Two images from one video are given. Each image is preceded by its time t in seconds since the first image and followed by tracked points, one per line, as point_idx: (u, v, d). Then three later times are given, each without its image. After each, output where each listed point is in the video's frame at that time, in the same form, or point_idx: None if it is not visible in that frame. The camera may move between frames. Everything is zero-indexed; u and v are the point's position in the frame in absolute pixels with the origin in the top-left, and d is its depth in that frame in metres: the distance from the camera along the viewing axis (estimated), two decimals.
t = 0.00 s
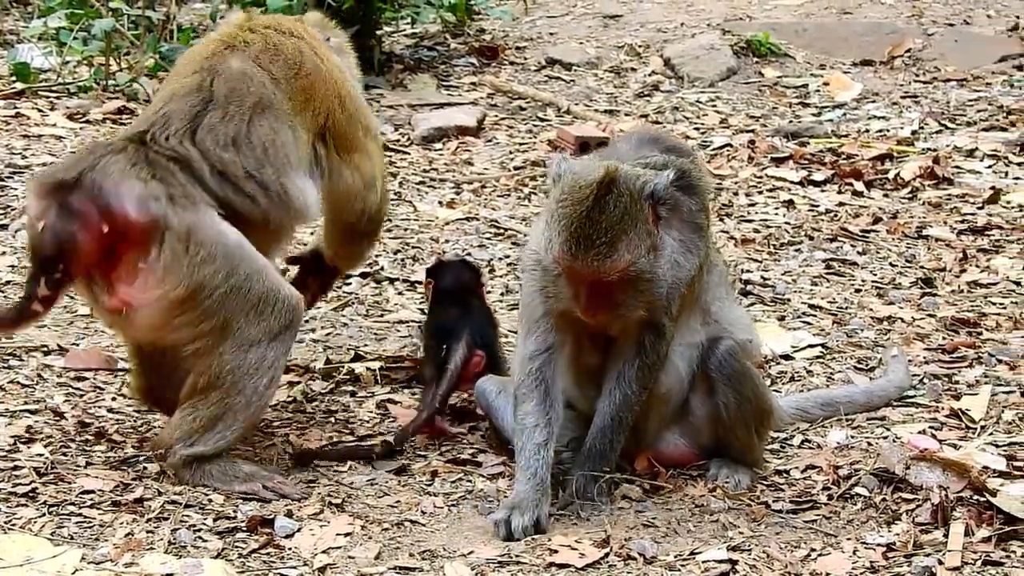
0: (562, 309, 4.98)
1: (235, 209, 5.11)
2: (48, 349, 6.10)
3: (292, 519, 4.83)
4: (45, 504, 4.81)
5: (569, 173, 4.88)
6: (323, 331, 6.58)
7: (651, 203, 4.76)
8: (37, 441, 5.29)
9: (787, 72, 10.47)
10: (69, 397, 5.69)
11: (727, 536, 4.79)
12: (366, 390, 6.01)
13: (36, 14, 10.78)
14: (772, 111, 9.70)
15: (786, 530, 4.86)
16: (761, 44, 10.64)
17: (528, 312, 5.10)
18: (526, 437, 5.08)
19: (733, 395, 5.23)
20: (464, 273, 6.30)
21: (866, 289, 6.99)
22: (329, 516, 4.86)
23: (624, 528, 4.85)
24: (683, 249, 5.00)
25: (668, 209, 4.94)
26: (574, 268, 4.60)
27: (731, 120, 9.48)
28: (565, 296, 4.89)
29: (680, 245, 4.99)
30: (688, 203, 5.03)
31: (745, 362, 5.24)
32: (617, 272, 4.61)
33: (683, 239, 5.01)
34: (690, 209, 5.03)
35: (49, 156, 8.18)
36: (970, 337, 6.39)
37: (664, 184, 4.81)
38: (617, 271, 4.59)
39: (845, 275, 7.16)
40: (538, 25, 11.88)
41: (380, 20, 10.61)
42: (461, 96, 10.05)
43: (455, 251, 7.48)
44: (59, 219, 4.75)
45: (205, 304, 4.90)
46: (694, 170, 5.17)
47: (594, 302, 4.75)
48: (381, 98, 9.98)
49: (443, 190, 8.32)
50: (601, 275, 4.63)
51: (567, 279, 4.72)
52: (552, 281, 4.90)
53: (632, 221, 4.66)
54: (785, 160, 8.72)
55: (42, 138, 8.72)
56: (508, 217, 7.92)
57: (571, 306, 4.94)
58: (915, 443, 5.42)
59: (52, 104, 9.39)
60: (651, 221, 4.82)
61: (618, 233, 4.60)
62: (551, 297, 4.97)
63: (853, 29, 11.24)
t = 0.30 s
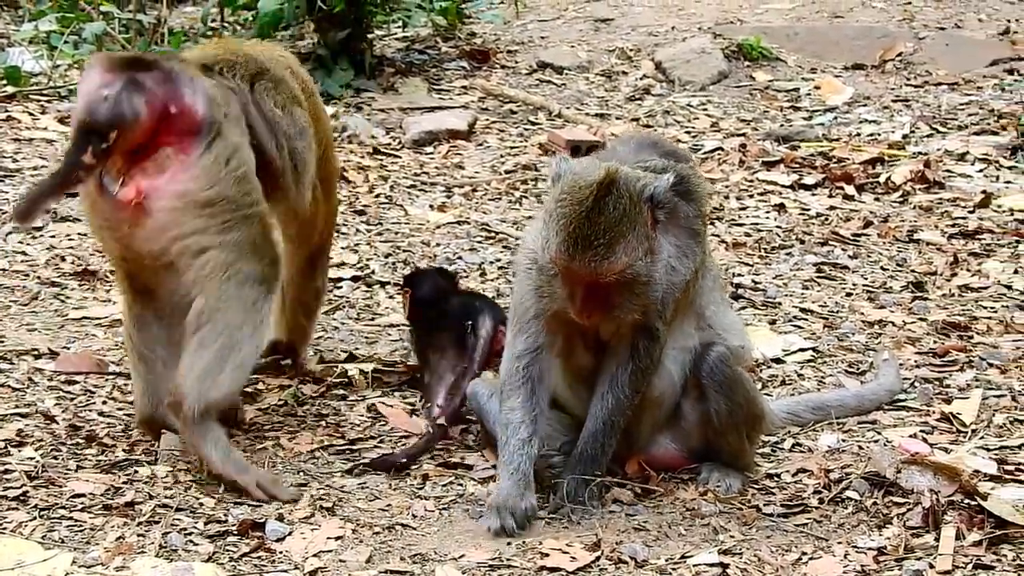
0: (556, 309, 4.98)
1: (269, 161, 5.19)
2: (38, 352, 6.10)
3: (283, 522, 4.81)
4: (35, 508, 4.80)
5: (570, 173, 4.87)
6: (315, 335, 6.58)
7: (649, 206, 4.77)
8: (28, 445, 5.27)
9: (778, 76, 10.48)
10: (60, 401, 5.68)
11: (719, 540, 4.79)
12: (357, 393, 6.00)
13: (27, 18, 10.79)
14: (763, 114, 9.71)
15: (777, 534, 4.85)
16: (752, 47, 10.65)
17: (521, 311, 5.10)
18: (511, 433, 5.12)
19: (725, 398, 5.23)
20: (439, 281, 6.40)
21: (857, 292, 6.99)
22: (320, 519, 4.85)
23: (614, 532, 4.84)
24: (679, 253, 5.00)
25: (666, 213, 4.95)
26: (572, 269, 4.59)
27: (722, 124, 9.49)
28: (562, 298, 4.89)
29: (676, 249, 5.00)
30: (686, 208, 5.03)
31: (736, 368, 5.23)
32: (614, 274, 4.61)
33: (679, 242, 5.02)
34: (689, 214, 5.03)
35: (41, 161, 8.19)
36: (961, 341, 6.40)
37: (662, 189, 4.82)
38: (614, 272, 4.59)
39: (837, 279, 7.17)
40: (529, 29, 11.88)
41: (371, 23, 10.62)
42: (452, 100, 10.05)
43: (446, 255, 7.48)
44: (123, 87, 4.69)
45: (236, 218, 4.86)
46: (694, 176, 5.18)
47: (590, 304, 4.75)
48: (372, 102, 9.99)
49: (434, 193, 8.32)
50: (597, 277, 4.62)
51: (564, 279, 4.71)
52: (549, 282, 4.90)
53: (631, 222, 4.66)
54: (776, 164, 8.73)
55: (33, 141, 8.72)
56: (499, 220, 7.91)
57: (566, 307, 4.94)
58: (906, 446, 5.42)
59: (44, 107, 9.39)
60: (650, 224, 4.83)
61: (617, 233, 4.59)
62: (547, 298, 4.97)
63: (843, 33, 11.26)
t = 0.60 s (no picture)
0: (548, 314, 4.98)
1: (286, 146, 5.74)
2: (31, 355, 6.09)
3: (276, 525, 4.80)
4: (28, 512, 4.79)
5: (558, 178, 4.86)
6: (307, 339, 6.58)
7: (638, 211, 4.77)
8: (19, 448, 5.26)
9: (769, 79, 10.50)
10: (52, 404, 5.67)
11: (711, 543, 4.78)
12: (349, 396, 6.00)
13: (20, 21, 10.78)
14: (755, 117, 9.72)
15: (770, 537, 4.85)
16: (744, 50, 10.66)
17: (511, 317, 5.09)
18: (504, 443, 5.07)
19: (717, 400, 5.22)
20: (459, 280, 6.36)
21: (849, 295, 7.00)
22: (312, 522, 4.83)
23: (607, 535, 4.83)
24: (669, 257, 5.00)
25: (655, 217, 4.94)
26: (562, 275, 4.58)
27: (714, 127, 9.49)
28: (553, 303, 4.88)
29: (666, 253, 5.00)
30: (674, 212, 5.03)
31: (728, 368, 5.24)
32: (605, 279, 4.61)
33: (669, 246, 5.02)
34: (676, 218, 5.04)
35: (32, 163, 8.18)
36: (953, 344, 6.40)
37: (651, 193, 4.82)
38: (606, 277, 4.59)
39: (828, 282, 7.17)
40: (521, 32, 11.89)
41: (363, 26, 10.62)
42: (444, 103, 10.05)
43: (438, 257, 7.48)
44: (233, 67, 5.02)
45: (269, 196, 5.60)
46: (682, 180, 5.18)
47: (580, 308, 4.74)
48: (364, 105, 9.99)
49: (426, 197, 8.32)
50: (588, 281, 4.61)
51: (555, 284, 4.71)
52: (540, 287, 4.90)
53: (621, 227, 4.66)
54: (768, 167, 8.74)
55: (25, 144, 8.71)
56: (491, 223, 7.92)
57: (557, 312, 4.93)
58: (898, 450, 5.42)
59: (36, 110, 9.38)
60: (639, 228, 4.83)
61: (608, 238, 4.59)
62: (538, 302, 4.96)
63: (835, 37, 11.27)
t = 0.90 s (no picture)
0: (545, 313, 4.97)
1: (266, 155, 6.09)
2: (25, 358, 6.09)
3: (271, 528, 4.79)
4: (22, 515, 4.79)
5: (559, 177, 4.87)
6: (302, 342, 6.58)
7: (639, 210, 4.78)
8: (14, 452, 5.26)
9: (765, 83, 10.50)
10: (47, 407, 5.67)
11: (707, 547, 4.78)
12: (344, 400, 5.99)
13: (16, 24, 10.79)
14: (750, 121, 9.73)
15: (765, 541, 4.85)
16: (739, 54, 10.67)
17: (508, 316, 5.08)
18: (498, 444, 5.06)
19: (711, 403, 5.23)
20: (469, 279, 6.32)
21: (844, 299, 7.01)
22: (307, 526, 4.83)
23: (602, 538, 4.83)
24: (666, 258, 5.01)
25: (654, 218, 4.95)
26: (563, 272, 4.58)
27: (709, 131, 9.50)
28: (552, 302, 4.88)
29: (664, 254, 5.01)
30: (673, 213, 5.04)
31: (723, 371, 5.25)
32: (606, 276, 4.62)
33: (667, 247, 5.02)
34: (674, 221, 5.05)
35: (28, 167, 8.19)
36: (948, 348, 6.41)
37: (652, 194, 4.82)
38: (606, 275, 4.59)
39: (823, 285, 7.18)
40: (517, 35, 11.89)
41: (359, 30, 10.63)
42: (439, 106, 10.06)
43: (434, 261, 7.48)
44: (237, 53, 5.45)
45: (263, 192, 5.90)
46: (681, 183, 5.19)
47: (579, 307, 4.74)
48: (360, 109, 10.00)
49: (421, 200, 8.32)
50: (588, 279, 4.61)
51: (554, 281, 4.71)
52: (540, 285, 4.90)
53: (623, 225, 4.66)
54: (763, 170, 8.75)
55: (20, 148, 8.72)
56: (486, 227, 7.92)
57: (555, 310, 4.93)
58: (894, 453, 5.42)
59: (32, 114, 9.37)
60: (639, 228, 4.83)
61: (609, 235, 4.59)
62: (537, 302, 4.96)
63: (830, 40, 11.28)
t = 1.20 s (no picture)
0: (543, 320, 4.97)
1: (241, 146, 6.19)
2: (22, 363, 6.09)
3: (268, 533, 4.79)
4: (19, 519, 4.78)
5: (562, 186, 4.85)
6: (298, 346, 6.58)
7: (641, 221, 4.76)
8: (10, 456, 5.25)
9: (761, 86, 10.51)
10: (44, 411, 5.67)
11: (703, 551, 4.78)
12: (341, 404, 5.99)
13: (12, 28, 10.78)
14: (747, 125, 9.74)
15: (761, 544, 4.85)
16: (736, 57, 10.68)
17: (507, 322, 5.07)
18: (491, 446, 5.06)
19: (709, 411, 5.23)
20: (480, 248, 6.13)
21: (840, 303, 7.01)
22: (304, 530, 4.82)
23: (598, 543, 4.83)
24: (667, 268, 5.00)
25: (657, 229, 4.93)
26: (562, 282, 4.57)
27: (706, 135, 9.51)
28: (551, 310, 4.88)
29: (664, 264, 5.00)
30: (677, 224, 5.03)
31: (721, 379, 5.25)
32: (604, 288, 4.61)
33: (668, 258, 5.01)
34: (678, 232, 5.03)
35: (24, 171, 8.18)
36: (945, 352, 6.41)
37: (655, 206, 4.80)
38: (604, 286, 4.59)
39: (819, 289, 7.19)
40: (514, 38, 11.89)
41: (355, 33, 10.63)
42: (436, 110, 10.06)
43: (430, 265, 7.48)
44: (199, 46, 5.41)
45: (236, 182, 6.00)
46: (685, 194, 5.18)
47: (577, 316, 4.74)
48: (356, 113, 10.01)
49: (418, 204, 8.32)
50: (587, 290, 4.61)
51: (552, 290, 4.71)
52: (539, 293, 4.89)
53: (622, 236, 4.65)
54: (760, 174, 8.75)
55: (16, 152, 8.71)
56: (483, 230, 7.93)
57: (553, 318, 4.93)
58: (890, 457, 5.43)
59: (28, 117, 9.37)
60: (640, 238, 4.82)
61: (608, 246, 4.58)
62: (536, 309, 4.95)
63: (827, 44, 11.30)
